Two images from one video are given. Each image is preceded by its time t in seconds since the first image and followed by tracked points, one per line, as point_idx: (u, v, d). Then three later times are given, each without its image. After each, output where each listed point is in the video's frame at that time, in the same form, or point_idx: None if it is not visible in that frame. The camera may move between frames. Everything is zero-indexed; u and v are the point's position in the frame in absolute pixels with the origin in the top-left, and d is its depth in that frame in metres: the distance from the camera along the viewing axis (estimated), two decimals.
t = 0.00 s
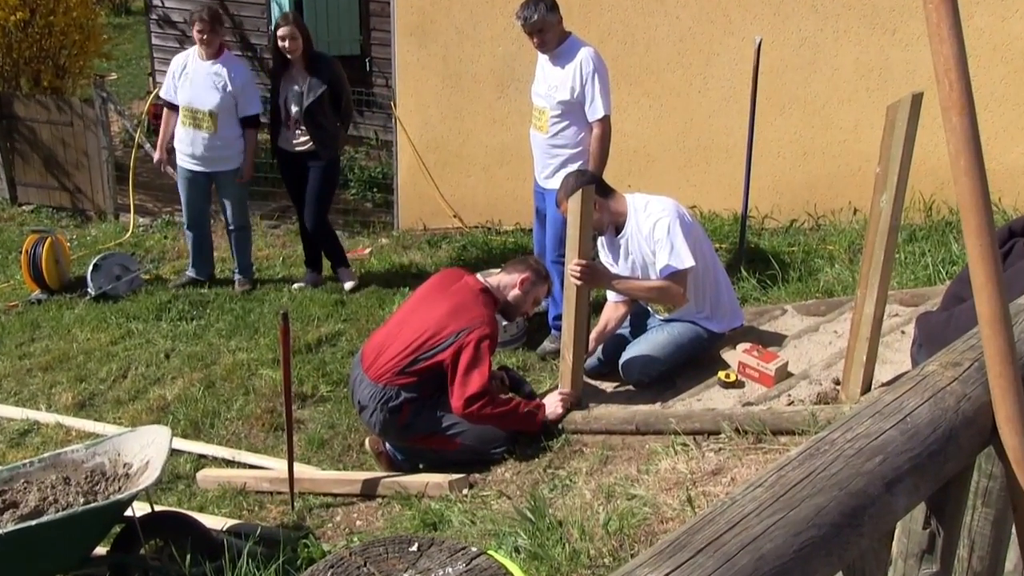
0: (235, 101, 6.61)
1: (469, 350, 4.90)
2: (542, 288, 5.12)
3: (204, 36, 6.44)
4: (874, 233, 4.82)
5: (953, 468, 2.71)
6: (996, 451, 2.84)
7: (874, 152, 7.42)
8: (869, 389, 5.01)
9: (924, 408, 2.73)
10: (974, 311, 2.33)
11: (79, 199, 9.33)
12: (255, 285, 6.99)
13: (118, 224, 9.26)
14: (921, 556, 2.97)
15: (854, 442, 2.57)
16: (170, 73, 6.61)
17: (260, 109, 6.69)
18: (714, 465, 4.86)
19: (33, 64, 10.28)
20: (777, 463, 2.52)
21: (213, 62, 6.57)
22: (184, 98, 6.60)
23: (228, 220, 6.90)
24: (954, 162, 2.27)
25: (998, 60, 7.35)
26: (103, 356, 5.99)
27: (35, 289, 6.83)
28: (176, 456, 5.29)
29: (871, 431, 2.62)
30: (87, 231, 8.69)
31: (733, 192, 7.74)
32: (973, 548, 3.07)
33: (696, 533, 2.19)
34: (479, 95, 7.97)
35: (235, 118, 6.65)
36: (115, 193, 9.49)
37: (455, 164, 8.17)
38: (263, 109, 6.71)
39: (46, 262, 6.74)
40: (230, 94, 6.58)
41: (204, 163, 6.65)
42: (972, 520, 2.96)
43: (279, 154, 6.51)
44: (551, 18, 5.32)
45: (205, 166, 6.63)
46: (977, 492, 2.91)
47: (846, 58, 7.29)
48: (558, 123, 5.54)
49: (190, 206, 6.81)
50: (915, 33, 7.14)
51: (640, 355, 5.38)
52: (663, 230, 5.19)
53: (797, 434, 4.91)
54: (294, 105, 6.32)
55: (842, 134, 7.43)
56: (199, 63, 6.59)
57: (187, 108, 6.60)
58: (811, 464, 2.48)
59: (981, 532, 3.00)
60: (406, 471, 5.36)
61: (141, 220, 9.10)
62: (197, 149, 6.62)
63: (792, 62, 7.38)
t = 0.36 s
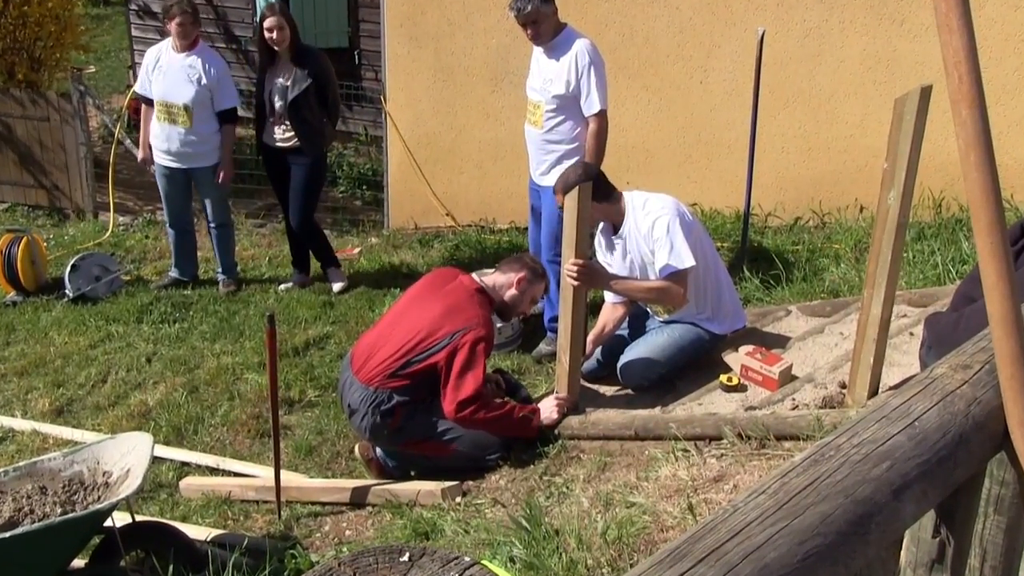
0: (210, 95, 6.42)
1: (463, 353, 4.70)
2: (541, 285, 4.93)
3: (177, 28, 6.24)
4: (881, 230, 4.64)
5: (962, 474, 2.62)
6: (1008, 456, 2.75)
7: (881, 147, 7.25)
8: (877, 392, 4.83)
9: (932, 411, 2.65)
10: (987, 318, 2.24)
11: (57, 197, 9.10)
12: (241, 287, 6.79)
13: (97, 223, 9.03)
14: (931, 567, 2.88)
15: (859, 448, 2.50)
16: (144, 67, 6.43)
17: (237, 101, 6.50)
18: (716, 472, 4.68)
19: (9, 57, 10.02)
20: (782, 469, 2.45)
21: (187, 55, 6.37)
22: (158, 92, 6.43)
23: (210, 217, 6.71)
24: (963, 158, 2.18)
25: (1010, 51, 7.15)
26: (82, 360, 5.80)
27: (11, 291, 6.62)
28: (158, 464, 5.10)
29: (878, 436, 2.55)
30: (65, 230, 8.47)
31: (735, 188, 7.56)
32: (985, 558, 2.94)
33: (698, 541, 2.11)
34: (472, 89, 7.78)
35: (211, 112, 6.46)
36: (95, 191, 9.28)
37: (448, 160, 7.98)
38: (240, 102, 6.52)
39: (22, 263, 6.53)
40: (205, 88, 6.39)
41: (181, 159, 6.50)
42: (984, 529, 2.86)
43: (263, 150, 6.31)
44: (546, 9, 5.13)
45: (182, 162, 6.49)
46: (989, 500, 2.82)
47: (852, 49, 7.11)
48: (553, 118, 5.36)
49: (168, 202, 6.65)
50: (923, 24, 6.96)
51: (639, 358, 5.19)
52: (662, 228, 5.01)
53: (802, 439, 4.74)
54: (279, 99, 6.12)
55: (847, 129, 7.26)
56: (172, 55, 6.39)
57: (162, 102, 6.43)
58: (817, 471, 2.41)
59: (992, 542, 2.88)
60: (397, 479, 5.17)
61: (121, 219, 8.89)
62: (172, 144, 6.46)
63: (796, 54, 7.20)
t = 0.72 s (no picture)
0: (197, 88, 6.24)
1: (465, 363, 4.52)
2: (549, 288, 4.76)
3: (162, 19, 6.06)
4: (888, 228, 4.48)
5: (972, 479, 2.80)
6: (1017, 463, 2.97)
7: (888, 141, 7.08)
8: (884, 396, 4.66)
9: (940, 416, 2.83)
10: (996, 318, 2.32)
11: (35, 195, 8.88)
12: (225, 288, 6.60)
13: (76, 222, 8.82)
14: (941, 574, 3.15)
15: (866, 453, 2.65)
16: (127, 59, 6.23)
17: (224, 95, 6.32)
18: (718, 478, 4.52)
19: None
20: (785, 476, 2.58)
21: (172, 47, 6.19)
22: (143, 86, 6.24)
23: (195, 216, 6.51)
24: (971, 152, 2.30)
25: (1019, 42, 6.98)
26: (60, 364, 5.61)
27: None
28: (140, 471, 4.91)
29: (885, 441, 2.71)
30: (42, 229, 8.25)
31: (736, 185, 7.39)
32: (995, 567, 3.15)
33: (700, 549, 2.21)
34: (466, 82, 7.59)
35: (198, 106, 6.29)
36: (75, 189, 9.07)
37: (440, 155, 7.80)
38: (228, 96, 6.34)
39: None
40: (192, 81, 6.21)
41: (166, 154, 6.31)
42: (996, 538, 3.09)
43: (247, 145, 6.14)
44: None
45: (166, 158, 6.30)
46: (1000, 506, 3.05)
47: (858, 40, 6.94)
48: (549, 113, 5.18)
49: (153, 204, 6.48)
50: (930, 14, 6.80)
51: (638, 362, 5.01)
52: (661, 227, 4.83)
53: (807, 445, 4.57)
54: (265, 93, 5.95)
55: (853, 123, 7.10)
56: (157, 47, 6.21)
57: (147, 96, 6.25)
58: (820, 476, 2.56)
59: (1003, 550, 3.10)
60: (388, 486, 4.98)
61: (101, 218, 8.68)
62: (157, 139, 6.27)
63: (799, 47, 7.03)
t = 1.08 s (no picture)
0: (179, 81, 6.07)
1: (454, 375, 4.38)
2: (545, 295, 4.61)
3: (142, 10, 5.89)
4: (895, 225, 4.33)
5: (981, 487, 2.66)
6: None
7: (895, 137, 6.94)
8: (892, 399, 4.49)
9: (950, 420, 2.67)
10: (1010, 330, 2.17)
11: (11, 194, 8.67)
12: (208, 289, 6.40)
13: (54, 220, 8.61)
14: None
15: (873, 459, 2.50)
16: (105, 53, 6.05)
17: (207, 87, 6.16)
18: (720, 485, 4.36)
19: None
20: (790, 480, 2.42)
21: (152, 39, 6.02)
22: (123, 80, 6.07)
23: (178, 215, 6.33)
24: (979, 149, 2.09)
25: None
26: (37, 369, 5.42)
27: None
28: (120, 480, 4.72)
29: (892, 446, 2.56)
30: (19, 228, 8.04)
31: (736, 182, 7.24)
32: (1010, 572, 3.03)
33: (698, 558, 2.07)
34: (459, 76, 7.40)
35: (181, 100, 6.12)
36: (53, 187, 8.85)
37: (432, 151, 7.61)
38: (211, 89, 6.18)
39: None
40: (174, 74, 6.04)
41: (146, 150, 6.12)
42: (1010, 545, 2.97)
43: (231, 141, 5.96)
44: None
45: (144, 153, 6.11)
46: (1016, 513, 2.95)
47: (865, 32, 6.78)
48: (545, 106, 5.02)
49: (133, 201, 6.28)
50: (938, 6, 6.65)
51: (638, 364, 4.85)
52: (661, 225, 4.66)
53: (812, 450, 4.41)
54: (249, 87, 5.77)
55: (859, 117, 6.94)
56: (136, 38, 6.04)
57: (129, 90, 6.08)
58: (824, 483, 2.40)
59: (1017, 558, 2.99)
60: (378, 494, 4.82)
61: (81, 216, 8.48)
62: (138, 134, 6.10)
63: (803, 38, 6.86)
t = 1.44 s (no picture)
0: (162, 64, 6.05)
1: (450, 388, 4.15)
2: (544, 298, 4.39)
3: None
4: (909, 220, 4.06)
5: (999, 494, 2.69)
6: None
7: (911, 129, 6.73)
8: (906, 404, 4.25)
9: (964, 427, 2.70)
10: None
11: None
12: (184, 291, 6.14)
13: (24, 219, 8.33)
14: None
15: (883, 467, 2.55)
16: (84, 50, 5.80)
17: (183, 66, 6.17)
18: (725, 495, 4.13)
19: None
20: (797, 492, 2.48)
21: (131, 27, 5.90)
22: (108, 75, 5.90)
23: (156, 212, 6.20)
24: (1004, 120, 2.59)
25: None
26: (4, 376, 5.17)
27: None
28: (92, 492, 4.47)
29: (906, 454, 2.62)
30: None
31: (742, 178, 6.98)
32: None
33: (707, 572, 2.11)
34: (451, 66, 7.15)
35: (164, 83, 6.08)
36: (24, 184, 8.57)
37: (422, 146, 7.33)
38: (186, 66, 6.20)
39: None
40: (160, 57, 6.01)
41: (139, 144, 6.02)
42: None
43: (209, 135, 5.74)
44: None
45: (140, 148, 6.00)
46: None
47: (876, 18, 6.56)
48: (540, 98, 4.79)
49: (111, 196, 6.06)
50: None
51: (638, 367, 4.62)
52: (663, 222, 4.42)
53: (822, 458, 4.18)
54: (228, 78, 5.56)
55: (871, 108, 6.71)
56: (112, 31, 5.88)
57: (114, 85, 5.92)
58: (832, 493, 2.44)
59: None
60: (365, 506, 4.57)
61: (51, 214, 8.20)
62: (132, 129, 5.98)
63: (812, 26, 6.63)
